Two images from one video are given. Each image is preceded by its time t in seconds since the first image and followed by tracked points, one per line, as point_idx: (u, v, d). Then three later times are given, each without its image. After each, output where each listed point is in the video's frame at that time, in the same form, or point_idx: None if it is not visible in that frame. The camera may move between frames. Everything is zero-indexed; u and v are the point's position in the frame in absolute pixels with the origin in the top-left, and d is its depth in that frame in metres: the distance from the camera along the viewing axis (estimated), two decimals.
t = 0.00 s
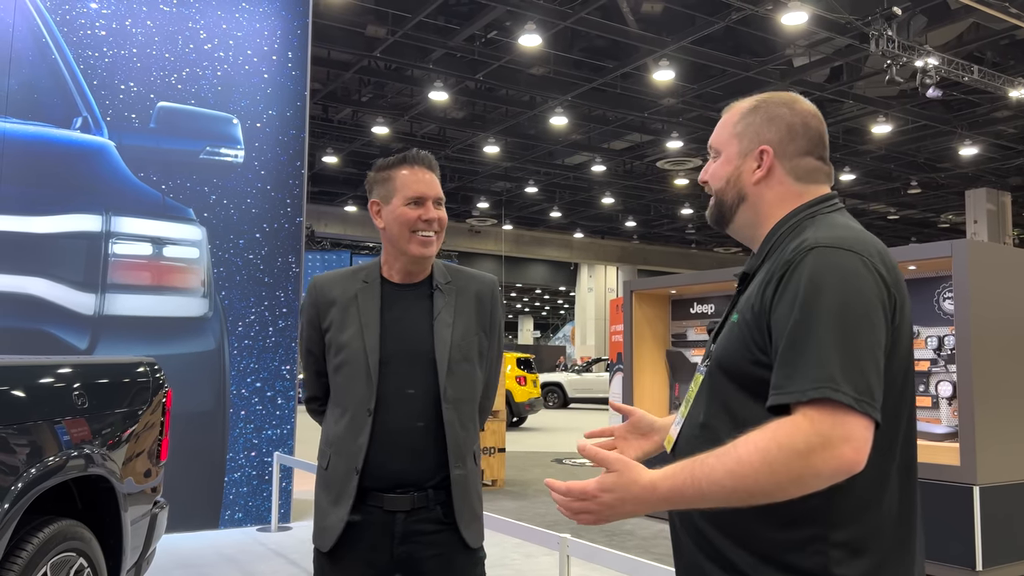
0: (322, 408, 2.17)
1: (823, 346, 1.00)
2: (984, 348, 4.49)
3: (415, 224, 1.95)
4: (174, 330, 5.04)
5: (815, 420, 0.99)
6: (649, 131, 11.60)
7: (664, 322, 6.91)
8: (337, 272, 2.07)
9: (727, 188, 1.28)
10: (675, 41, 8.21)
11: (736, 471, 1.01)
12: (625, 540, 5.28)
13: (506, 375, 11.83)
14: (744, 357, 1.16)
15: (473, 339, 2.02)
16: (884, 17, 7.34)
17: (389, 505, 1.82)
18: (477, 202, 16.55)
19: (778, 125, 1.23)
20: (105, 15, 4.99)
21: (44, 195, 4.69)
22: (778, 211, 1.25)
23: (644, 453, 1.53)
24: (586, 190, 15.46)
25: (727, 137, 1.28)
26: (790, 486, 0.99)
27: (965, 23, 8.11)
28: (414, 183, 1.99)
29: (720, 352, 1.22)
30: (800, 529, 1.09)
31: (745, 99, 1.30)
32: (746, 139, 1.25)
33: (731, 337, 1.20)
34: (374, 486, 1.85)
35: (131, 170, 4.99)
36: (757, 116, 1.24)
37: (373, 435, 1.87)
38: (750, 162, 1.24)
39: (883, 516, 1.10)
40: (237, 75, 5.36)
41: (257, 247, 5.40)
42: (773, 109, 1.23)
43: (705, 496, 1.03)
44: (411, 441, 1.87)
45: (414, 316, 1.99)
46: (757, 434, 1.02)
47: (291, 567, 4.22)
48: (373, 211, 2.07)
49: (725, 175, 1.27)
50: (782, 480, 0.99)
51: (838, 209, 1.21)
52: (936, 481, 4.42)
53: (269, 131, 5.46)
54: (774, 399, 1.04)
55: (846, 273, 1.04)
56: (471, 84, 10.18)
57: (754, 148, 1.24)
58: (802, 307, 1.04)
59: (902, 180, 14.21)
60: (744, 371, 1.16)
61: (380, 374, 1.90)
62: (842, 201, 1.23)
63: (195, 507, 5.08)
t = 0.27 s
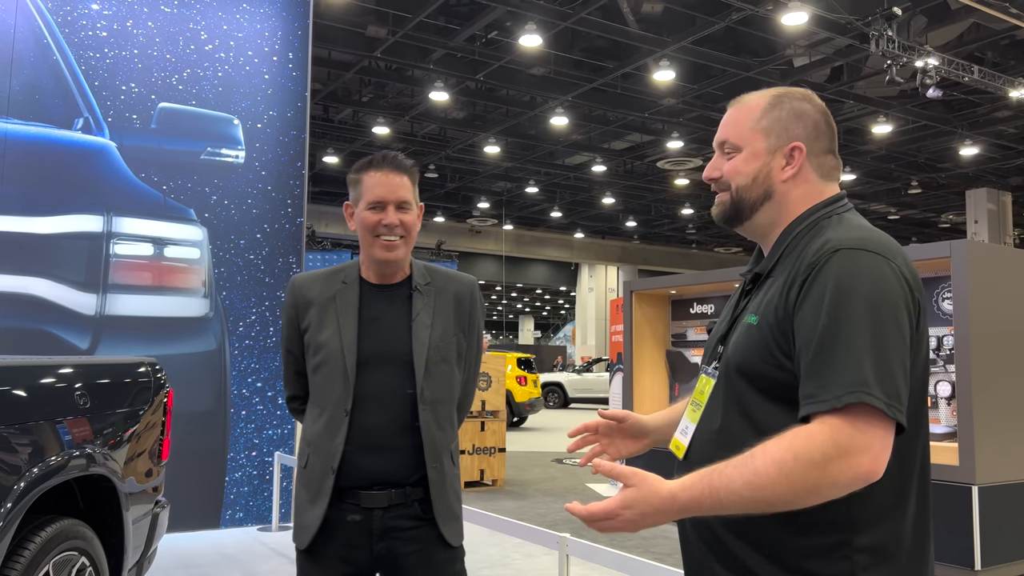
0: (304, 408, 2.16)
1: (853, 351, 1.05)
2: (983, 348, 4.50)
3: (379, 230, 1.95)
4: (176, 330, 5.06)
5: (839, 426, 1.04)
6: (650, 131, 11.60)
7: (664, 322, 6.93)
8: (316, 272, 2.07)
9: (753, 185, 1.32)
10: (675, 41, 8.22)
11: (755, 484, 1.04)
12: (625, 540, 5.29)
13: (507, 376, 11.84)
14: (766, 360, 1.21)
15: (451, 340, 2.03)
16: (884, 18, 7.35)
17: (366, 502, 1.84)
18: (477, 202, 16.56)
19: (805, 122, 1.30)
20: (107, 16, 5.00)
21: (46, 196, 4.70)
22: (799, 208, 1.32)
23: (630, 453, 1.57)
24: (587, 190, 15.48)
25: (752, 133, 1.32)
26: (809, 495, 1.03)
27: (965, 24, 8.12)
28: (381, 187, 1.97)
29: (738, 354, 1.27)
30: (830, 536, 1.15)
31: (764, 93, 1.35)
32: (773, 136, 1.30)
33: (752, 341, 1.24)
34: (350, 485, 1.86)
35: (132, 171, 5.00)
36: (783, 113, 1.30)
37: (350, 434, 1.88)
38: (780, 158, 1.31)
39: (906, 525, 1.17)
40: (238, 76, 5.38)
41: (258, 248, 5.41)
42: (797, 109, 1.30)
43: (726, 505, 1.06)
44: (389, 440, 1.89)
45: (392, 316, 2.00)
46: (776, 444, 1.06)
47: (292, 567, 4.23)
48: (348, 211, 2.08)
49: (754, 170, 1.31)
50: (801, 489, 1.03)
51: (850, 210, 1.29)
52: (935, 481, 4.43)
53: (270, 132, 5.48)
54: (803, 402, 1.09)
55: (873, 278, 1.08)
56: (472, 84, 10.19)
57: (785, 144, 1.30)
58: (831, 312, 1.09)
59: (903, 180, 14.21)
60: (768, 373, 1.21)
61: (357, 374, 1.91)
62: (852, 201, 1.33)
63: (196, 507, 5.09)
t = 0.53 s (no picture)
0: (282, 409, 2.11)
1: (855, 350, 1.10)
2: (982, 350, 4.51)
3: (348, 234, 1.94)
4: (176, 330, 5.07)
5: (827, 421, 1.08)
6: (650, 131, 11.61)
7: (664, 323, 6.94)
8: (293, 275, 2.05)
9: (765, 189, 1.33)
10: (676, 41, 8.22)
11: (731, 457, 1.11)
12: (625, 540, 5.30)
13: (507, 375, 11.84)
14: (772, 359, 1.25)
15: (431, 341, 2.05)
16: (884, 18, 7.37)
17: (355, 499, 1.85)
18: (478, 202, 16.57)
19: (815, 125, 1.32)
20: (107, 17, 5.01)
21: (47, 196, 4.71)
22: (807, 210, 1.35)
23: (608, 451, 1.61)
24: (587, 190, 15.48)
25: (763, 134, 1.32)
26: (777, 480, 1.09)
27: (966, 24, 8.12)
28: (355, 193, 1.95)
29: (745, 353, 1.30)
30: (851, 542, 1.18)
31: (771, 92, 1.35)
32: (786, 138, 1.32)
33: (759, 340, 1.28)
34: (337, 484, 1.87)
35: (133, 171, 5.01)
36: (794, 115, 1.32)
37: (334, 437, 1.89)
38: (792, 160, 1.32)
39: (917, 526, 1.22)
40: (238, 76, 5.39)
41: (259, 248, 5.42)
42: (806, 112, 1.32)
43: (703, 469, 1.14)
44: (375, 441, 1.90)
45: (372, 319, 2.00)
46: (759, 425, 1.12)
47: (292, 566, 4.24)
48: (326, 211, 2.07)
49: (767, 172, 1.32)
50: (770, 472, 1.09)
51: (851, 212, 1.34)
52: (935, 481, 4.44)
53: (270, 132, 5.49)
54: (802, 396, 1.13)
55: (882, 283, 1.13)
56: (472, 84, 10.20)
57: (798, 147, 1.32)
58: (840, 314, 1.13)
59: (903, 180, 14.21)
60: (776, 373, 1.25)
61: (339, 378, 1.91)
62: (849, 203, 1.38)
63: (196, 507, 5.10)
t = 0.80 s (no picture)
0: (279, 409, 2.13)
1: (869, 342, 1.13)
2: (981, 349, 4.52)
3: (345, 234, 1.96)
4: (177, 330, 5.07)
5: (839, 409, 1.10)
6: (651, 131, 11.62)
7: (664, 323, 6.94)
8: (290, 276, 2.06)
9: (761, 189, 1.36)
10: (677, 41, 8.23)
11: (743, 434, 1.12)
12: (625, 539, 5.31)
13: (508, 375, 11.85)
14: (782, 356, 1.28)
15: (430, 340, 2.06)
16: (884, 18, 7.38)
17: (358, 496, 1.87)
18: (479, 202, 16.58)
19: (807, 127, 1.37)
20: (109, 18, 5.02)
21: (48, 196, 4.72)
22: (802, 210, 1.40)
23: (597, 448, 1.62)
24: (588, 190, 15.49)
25: (761, 135, 1.36)
26: (785, 463, 1.11)
27: (966, 24, 8.12)
28: (353, 193, 1.98)
29: (754, 353, 1.32)
30: (863, 537, 1.20)
31: (765, 95, 1.39)
32: (783, 140, 1.36)
33: (766, 337, 1.30)
34: (339, 483, 1.88)
35: (135, 171, 5.02)
36: (790, 119, 1.36)
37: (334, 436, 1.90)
38: (787, 163, 1.36)
39: (923, 520, 1.25)
40: (239, 76, 5.39)
41: (260, 248, 5.43)
42: (801, 115, 1.37)
43: (713, 444, 1.16)
44: (376, 440, 1.91)
45: (370, 320, 2.01)
46: (772, 407, 1.13)
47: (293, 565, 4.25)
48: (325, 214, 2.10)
49: (763, 173, 1.35)
50: (780, 455, 1.11)
51: (843, 214, 1.40)
52: (934, 481, 4.44)
53: (271, 132, 5.50)
54: (814, 385, 1.15)
55: (892, 282, 1.16)
56: (473, 84, 10.21)
57: (794, 149, 1.36)
58: (852, 310, 1.16)
59: (904, 180, 14.21)
60: (781, 369, 1.28)
61: (339, 378, 1.92)
62: (840, 207, 1.43)
63: (198, 506, 5.11)
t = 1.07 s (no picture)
0: (296, 405, 2.10)
1: (867, 337, 1.17)
2: (981, 348, 4.53)
3: (363, 231, 1.98)
4: (178, 330, 5.08)
5: (840, 400, 1.14)
6: (651, 131, 11.63)
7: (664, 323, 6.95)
8: (310, 274, 2.06)
9: (755, 194, 1.38)
10: (677, 41, 8.23)
11: (742, 417, 1.17)
12: (625, 539, 5.32)
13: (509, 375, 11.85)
14: (779, 353, 1.30)
15: (444, 340, 2.07)
16: (885, 18, 7.39)
17: (371, 496, 1.86)
18: (479, 202, 16.59)
19: (796, 134, 1.40)
20: (110, 18, 5.03)
21: (50, 196, 4.73)
22: (792, 214, 1.41)
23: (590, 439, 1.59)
24: (588, 190, 15.50)
25: (751, 143, 1.38)
26: (780, 450, 1.15)
27: (967, 24, 8.13)
28: (373, 192, 2.01)
29: (750, 350, 1.34)
30: (862, 528, 1.22)
31: (754, 101, 1.42)
32: (773, 146, 1.38)
33: (761, 334, 1.33)
34: (352, 482, 1.88)
35: (136, 171, 5.03)
36: (778, 126, 1.39)
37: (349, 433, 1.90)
38: (777, 168, 1.39)
39: (916, 513, 1.28)
40: (240, 76, 5.40)
41: (261, 248, 5.44)
42: (789, 122, 1.39)
43: (708, 423, 1.20)
44: (390, 438, 1.91)
45: (388, 318, 2.02)
46: (771, 394, 1.18)
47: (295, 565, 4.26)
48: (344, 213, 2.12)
49: (755, 179, 1.38)
50: (776, 440, 1.15)
51: (831, 217, 1.42)
52: (934, 480, 4.45)
53: (272, 133, 5.51)
54: (813, 376, 1.18)
55: (889, 281, 1.21)
56: (474, 84, 10.23)
57: (782, 155, 1.39)
58: (852, 306, 1.20)
59: (905, 180, 14.22)
60: (774, 365, 1.30)
61: (356, 375, 1.92)
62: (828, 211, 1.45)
63: (199, 505, 5.12)
